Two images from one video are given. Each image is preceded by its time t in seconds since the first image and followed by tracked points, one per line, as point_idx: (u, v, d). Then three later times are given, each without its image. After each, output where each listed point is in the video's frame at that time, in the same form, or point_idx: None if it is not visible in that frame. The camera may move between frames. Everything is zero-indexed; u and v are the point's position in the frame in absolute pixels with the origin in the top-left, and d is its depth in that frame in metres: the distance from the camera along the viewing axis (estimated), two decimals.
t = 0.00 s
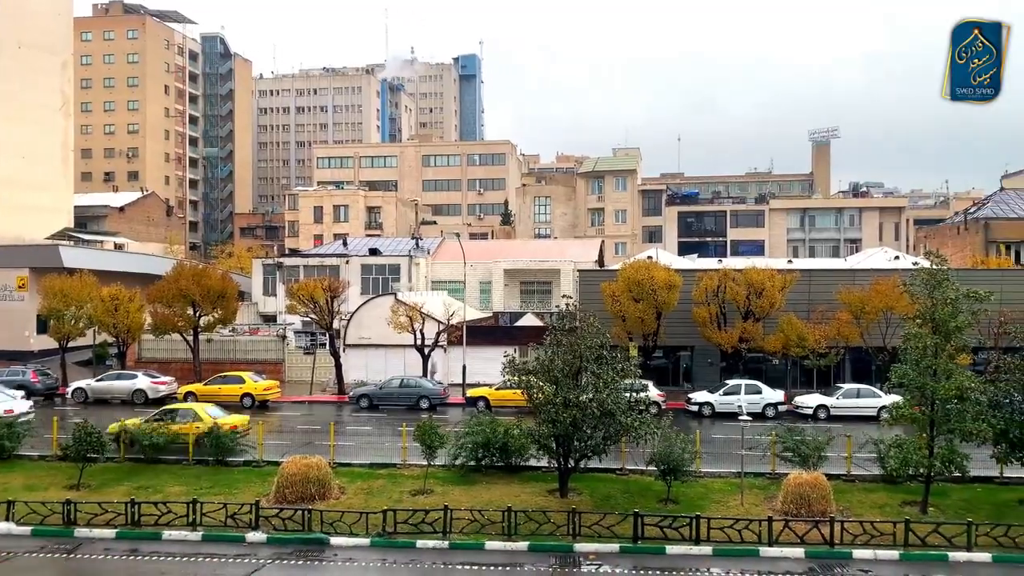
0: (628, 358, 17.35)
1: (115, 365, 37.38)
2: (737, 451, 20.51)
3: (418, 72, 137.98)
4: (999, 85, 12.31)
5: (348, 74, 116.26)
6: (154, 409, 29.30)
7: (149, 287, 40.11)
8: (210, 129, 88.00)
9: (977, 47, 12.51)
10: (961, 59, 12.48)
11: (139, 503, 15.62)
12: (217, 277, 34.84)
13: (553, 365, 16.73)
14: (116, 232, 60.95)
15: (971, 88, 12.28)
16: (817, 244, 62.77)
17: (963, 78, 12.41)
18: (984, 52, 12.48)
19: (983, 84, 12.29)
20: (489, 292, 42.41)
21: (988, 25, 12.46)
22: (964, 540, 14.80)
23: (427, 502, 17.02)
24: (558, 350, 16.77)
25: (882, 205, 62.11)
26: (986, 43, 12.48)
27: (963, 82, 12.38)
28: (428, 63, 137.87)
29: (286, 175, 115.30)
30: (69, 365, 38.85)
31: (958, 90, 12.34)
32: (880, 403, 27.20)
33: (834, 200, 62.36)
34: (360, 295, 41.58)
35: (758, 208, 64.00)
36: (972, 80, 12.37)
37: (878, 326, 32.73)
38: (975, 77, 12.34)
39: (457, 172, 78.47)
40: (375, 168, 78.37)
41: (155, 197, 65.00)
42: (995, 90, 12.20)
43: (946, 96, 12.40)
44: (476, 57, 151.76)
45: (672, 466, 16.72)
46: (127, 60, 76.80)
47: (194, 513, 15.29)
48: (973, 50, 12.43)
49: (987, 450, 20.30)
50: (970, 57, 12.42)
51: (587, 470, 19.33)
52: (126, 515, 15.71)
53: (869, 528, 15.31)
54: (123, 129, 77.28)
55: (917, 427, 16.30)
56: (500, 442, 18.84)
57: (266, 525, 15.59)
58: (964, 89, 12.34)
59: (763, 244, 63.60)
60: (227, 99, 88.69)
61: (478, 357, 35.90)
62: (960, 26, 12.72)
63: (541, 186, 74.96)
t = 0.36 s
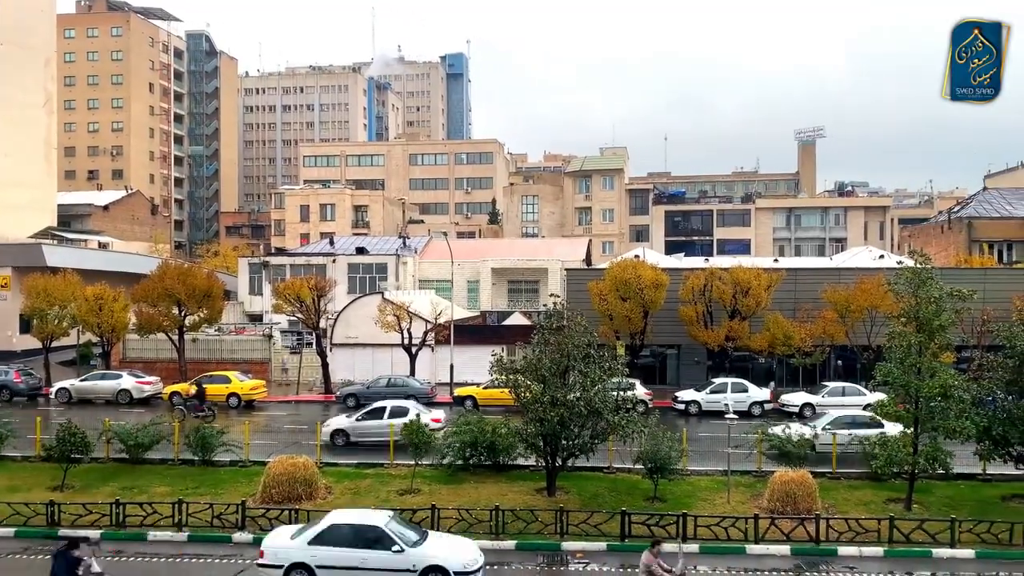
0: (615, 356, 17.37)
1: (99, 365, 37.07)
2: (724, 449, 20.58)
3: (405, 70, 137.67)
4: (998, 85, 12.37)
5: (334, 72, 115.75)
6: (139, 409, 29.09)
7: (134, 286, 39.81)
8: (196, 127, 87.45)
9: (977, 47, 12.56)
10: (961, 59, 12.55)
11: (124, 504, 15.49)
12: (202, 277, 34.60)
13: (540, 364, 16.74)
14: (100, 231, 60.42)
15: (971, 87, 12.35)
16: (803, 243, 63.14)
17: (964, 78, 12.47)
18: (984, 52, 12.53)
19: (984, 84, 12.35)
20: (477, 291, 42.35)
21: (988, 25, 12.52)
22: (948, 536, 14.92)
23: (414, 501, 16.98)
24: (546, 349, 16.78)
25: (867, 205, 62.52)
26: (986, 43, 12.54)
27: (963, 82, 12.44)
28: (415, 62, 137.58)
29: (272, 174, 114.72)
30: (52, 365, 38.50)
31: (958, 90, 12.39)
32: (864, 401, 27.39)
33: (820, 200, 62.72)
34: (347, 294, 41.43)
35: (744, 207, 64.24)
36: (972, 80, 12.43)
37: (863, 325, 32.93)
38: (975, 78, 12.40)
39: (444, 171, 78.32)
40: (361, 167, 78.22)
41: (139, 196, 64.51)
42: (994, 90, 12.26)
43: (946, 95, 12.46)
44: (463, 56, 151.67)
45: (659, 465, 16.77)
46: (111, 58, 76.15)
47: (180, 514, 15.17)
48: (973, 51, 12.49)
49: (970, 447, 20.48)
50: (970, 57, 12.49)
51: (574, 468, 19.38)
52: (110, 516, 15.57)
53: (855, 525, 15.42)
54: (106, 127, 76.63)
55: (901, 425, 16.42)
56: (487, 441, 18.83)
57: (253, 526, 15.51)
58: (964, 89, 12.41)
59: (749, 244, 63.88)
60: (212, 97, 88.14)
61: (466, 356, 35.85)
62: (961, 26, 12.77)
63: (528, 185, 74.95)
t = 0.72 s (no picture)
0: (602, 356, 17.42)
1: (83, 364, 36.77)
2: (710, 448, 20.67)
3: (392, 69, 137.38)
4: (998, 85, 12.24)
5: (321, 71, 115.27)
6: (124, 409, 28.89)
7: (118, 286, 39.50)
8: (181, 126, 86.93)
9: (977, 47, 12.41)
10: (961, 59, 12.39)
11: (108, 505, 15.37)
12: (188, 276, 34.40)
13: (528, 364, 16.76)
14: (84, 230, 59.90)
15: (971, 88, 12.20)
16: (789, 243, 63.51)
17: (963, 78, 12.33)
18: (984, 52, 12.39)
19: (983, 84, 12.21)
20: (464, 291, 42.32)
21: (988, 25, 12.38)
22: (931, 534, 15.07)
23: (401, 501, 16.95)
24: (533, 349, 16.82)
25: (852, 205, 62.93)
26: (986, 43, 12.40)
27: (963, 82, 12.30)
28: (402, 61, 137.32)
29: (258, 173, 114.18)
30: (35, 365, 38.16)
31: (958, 90, 12.25)
32: (849, 401, 27.59)
33: (805, 200, 63.09)
34: (334, 294, 41.32)
35: (730, 207, 64.51)
36: (972, 80, 12.29)
37: (848, 324, 33.16)
38: (975, 77, 12.27)
39: (431, 170, 78.19)
40: (348, 166, 78.03)
41: (124, 195, 64.04)
42: (994, 90, 12.12)
43: (946, 96, 12.33)
44: (451, 55, 151.58)
45: (646, 464, 16.81)
46: (95, 56, 75.54)
47: (165, 515, 15.06)
48: (973, 50, 12.35)
49: (953, 445, 20.68)
50: (970, 57, 12.33)
51: (562, 468, 19.41)
52: (95, 517, 15.47)
53: (839, 523, 15.56)
54: (91, 125, 76.01)
55: (886, 423, 16.55)
56: (475, 441, 18.82)
57: (239, 526, 15.44)
58: (964, 89, 12.25)
59: (735, 244, 64.16)
60: (197, 96, 87.65)
61: (453, 356, 35.83)
62: (960, 25, 12.63)
63: (516, 185, 74.96)
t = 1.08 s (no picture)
0: (590, 357, 17.45)
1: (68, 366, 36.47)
2: (698, 448, 20.73)
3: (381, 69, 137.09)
4: (998, 86, 12.17)
5: (309, 70, 114.81)
6: (109, 411, 28.67)
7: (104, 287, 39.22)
8: (167, 125, 86.42)
9: (978, 46, 12.32)
10: (961, 59, 12.30)
11: (94, 508, 15.26)
12: (175, 277, 34.20)
13: (516, 364, 16.74)
14: (69, 231, 59.43)
15: (971, 88, 12.12)
16: (776, 244, 63.79)
17: (963, 79, 12.25)
18: (984, 52, 12.31)
19: (984, 85, 12.13)
20: (453, 291, 42.28)
21: (988, 25, 12.31)
22: (916, 533, 15.19)
23: (389, 502, 16.92)
24: (522, 350, 16.80)
25: (838, 206, 63.30)
26: (986, 43, 12.31)
27: (963, 82, 12.23)
28: (390, 61, 137.05)
29: (245, 173, 113.63)
30: (19, 366, 37.83)
31: (958, 91, 12.19)
32: (836, 401, 27.75)
33: (792, 201, 63.40)
34: (322, 295, 41.18)
35: (718, 208, 64.73)
36: (972, 80, 12.21)
37: (834, 325, 33.32)
38: (975, 78, 12.18)
39: (420, 171, 78.04)
40: (336, 166, 77.82)
41: (109, 195, 63.60)
42: (995, 90, 12.05)
43: (946, 96, 12.26)
44: (439, 56, 151.48)
45: (635, 464, 16.85)
46: (80, 54, 74.94)
47: (150, 517, 14.94)
48: (973, 51, 12.26)
49: (937, 444, 20.87)
50: (970, 58, 12.25)
51: (550, 469, 19.42)
52: (79, 520, 15.35)
53: (826, 523, 15.64)
54: (76, 125, 75.42)
55: (872, 423, 16.66)
56: (463, 442, 18.79)
57: (225, 528, 15.36)
58: (964, 89, 12.18)
59: (723, 245, 64.34)
60: (184, 95, 87.18)
61: (442, 357, 35.79)
62: (960, 26, 12.55)
63: (504, 185, 74.94)
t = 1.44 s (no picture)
0: (577, 358, 17.47)
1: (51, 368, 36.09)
2: (684, 449, 20.82)
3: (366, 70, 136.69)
4: (998, 85, 12.24)
5: (294, 71, 114.32)
6: (92, 413, 28.41)
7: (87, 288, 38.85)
8: (151, 125, 85.81)
9: (977, 47, 12.41)
10: (961, 59, 12.37)
11: (76, 512, 15.11)
12: (158, 278, 33.94)
13: (503, 365, 16.73)
14: (51, 232, 58.86)
15: (971, 88, 12.19)
16: (761, 246, 64.11)
17: (963, 78, 12.32)
18: (984, 52, 12.39)
19: (983, 84, 12.21)
20: (439, 292, 42.21)
21: (988, 25, 12.40)
22: (899, 532, 15.31)
23: (375, 504, 16.87)
24: (508, 351, 16.79)
25: (823, 208, 63.70)
26: (986, 43, 12.40)
27: (963, 82, 12.29)
28: (376, 61, 136.68)
29: (230, 173, 113.00)
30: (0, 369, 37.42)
31: (958, 90, 12.26)
32: (820, 401, 27.93)
33: (776, 203, 63.72)
34: (307, 296, 40.99)
35: (703, 210, 65.02)
36: (971, 80, 12.28)
37: (819, 326, 33.54)
38: (975, 78, 12.26)
39: (406, 172, 77.87)
40: (322, 167, 77.55)
41: (92, 196, 63.08)
42: (995, 90, 12.13)
43: (946, 96, 12.33)
44: (425, 56, 151.17)
45: (621, 465, 16.88)
46: (62, 54, 74.27)
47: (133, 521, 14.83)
48: (973, 51, 12.34)
49: (920, 444, 21.07)
50: (970, 57, 12.32)
51: (536, 470, 19.42)
52: (61, 524, 15.20)
53: (811, 523, 15.71)
54: (58, 125, 74.75)
55: (856, 424, 16.78)
56: (450, 443, 18.76)
57: (210, 531, 15.26)
58: (963, 88, 12.25)
59: (708, 246, 64.57)
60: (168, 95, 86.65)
61: (428, 358, 35.72)
62: (960, 27, 12.65)
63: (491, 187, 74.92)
